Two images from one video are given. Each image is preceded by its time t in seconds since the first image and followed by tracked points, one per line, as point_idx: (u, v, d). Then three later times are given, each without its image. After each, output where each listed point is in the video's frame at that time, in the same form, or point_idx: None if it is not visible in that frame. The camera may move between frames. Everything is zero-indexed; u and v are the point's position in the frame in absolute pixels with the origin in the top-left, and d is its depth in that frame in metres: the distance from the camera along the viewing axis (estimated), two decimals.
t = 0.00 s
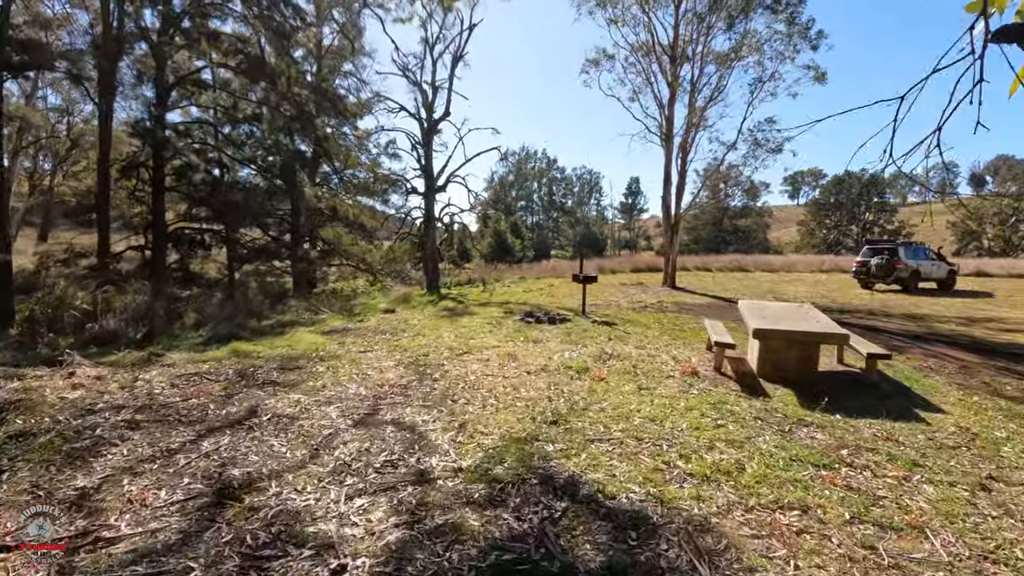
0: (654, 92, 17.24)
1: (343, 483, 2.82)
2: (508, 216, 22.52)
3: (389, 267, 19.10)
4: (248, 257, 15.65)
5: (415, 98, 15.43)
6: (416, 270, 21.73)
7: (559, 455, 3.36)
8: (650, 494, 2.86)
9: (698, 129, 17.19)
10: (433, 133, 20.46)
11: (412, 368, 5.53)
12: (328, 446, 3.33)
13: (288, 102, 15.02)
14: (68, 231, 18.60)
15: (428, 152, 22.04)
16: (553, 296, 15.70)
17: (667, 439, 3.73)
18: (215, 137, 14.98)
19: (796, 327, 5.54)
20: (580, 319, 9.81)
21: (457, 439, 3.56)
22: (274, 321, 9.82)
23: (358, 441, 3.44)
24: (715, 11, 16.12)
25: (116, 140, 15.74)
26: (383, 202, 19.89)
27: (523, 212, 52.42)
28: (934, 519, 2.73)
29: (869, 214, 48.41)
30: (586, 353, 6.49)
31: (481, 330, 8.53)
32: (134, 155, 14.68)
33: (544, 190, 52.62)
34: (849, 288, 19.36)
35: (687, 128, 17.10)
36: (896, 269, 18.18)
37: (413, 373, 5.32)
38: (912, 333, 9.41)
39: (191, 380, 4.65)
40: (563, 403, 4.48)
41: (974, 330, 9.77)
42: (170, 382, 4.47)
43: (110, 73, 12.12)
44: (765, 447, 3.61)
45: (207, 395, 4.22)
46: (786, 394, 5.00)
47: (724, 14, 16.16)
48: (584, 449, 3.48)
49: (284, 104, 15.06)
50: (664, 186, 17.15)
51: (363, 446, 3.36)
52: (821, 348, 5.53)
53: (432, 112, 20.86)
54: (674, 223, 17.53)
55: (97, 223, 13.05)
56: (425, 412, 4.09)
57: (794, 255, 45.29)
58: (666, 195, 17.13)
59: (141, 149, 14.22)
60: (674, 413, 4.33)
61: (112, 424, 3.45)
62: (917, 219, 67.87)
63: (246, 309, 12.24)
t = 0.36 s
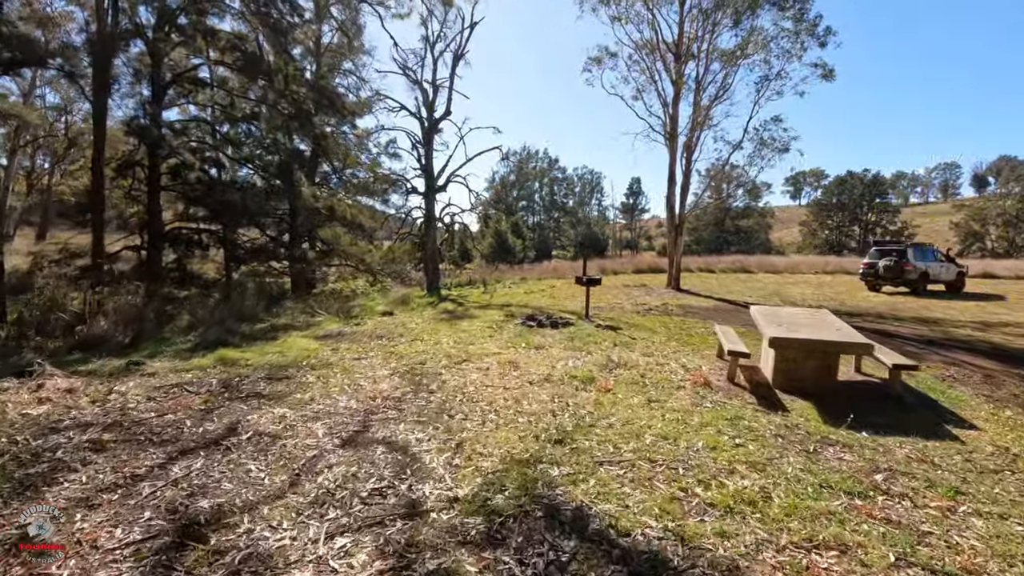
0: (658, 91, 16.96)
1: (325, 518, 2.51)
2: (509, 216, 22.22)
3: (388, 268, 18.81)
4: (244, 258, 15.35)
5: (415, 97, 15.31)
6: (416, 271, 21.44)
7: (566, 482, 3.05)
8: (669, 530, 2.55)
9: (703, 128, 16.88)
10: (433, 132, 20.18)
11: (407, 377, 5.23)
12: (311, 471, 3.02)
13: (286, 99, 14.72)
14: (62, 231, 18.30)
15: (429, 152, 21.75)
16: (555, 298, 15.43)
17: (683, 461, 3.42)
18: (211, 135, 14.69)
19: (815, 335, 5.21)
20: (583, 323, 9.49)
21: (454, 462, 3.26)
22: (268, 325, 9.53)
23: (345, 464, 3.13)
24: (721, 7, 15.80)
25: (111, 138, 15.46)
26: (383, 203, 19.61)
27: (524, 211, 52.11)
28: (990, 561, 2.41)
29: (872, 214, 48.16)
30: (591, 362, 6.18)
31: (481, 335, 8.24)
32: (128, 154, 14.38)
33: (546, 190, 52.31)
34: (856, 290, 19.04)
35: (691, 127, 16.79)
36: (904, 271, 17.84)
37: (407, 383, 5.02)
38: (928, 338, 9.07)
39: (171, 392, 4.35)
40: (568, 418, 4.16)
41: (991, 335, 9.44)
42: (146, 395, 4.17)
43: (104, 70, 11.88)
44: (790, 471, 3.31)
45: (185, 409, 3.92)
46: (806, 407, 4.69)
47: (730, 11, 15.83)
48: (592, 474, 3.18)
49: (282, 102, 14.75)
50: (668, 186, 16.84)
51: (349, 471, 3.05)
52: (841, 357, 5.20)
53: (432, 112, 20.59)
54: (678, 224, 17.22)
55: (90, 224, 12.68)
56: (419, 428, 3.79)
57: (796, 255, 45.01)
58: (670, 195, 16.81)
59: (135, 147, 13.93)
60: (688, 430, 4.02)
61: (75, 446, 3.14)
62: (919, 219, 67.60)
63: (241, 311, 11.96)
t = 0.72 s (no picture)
0: (662, 88, 16.62)
1: (296, 559, 2.18)
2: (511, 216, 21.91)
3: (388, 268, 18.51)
4: (240, 258, 15.03)
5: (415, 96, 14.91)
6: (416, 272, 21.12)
7: (574, 511, 2.71)
8: (692, 572, 2.23)
9: (709, 126, 16.52)
10: (434, 131, 19.90)
11: (401, 386, 4.92)
12: (287, 498, 2.68)
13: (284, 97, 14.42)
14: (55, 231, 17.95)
15: (429, 151, 21.46)
16: (557, 299, 15.17)
17: (702, 485, 3.08)
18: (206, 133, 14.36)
19: (838, 341, 4.86)
20: (587, 326, 9.16)
21: (447, 486, 2.92)
22: (261, 327, 9.23)
23: (325, 490, 2.79)
24: (727, 2, 15.46)
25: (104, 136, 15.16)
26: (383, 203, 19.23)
27: (525, 211, 51.78)
28: None
29: (874, 215, 47.88)
30: (596, 368, 5.85)
31: (481, 338, 7.92)
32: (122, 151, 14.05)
33: (547, 189, 51.98)
34: (864, 291, 18.70)
35: (696, 125, 16.43)
36: (913, 273, 17.48)
37: (402, 392, 4.72)
38: (945, 342, 8.74)
39: (144, 404, 4.01)
40: (574, 433, 3.83)
41: (1010, 338, 9.11)
42: (114, 407, 3.84)
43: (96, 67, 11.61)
44: (822, 495, 2.98)
45: (156, 424, 3.60)
46: (830, 420, 4.34)
47: (736, 6, 15.49)
48: (602, 501, 2.83)
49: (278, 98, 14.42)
50: (672, 185, 16.47)
51: (329, 498, 2.71)
52: (865, 365, 4.86)
53: (432, 110, 20.31)
54: (682, 223, 16.88)
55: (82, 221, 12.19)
56: (412, 445, 3.48)
57: (798, 255, 44.70)
58: (675, 194, 16.46)
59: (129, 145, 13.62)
60: (705, 446, 3.69)
61: (24, 468, 2.81)
62: (920, 219, 67.54)
63: (234, 313, 11.65)
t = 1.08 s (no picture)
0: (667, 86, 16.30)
1: None
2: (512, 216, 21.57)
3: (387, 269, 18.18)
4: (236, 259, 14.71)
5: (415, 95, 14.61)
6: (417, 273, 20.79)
7: (587, 553, 2.36)
8: None
9: (715, 125, 16.12)
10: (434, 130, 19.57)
11: (395, 398, 4.57)
12: (258, 539, 2.33)
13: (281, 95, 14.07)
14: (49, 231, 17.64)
15: (430, 150, 21.14)
16: (560, 300, 14.83)
17: (731, 518, 2.73)
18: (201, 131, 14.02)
19: (866, 351, 4.51)
20: (592, 331, 8.81)
21: (442, 521, 2.58)
22: (254, 331, 8.92)
23: (304, 527, 2.46)
24: None
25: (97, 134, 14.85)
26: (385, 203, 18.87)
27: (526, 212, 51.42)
28: None
29: (878, 215, 47.45)
30: (604, 378, 5.50)
31: (481, 344, 7.58)
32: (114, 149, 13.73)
33: (548, 189, 51.61)
34: (872, 293, 18.33)
35: (702, 123, 16.07)
36: (924, 274, 17.10)
37: (396, 404, 4.39)
38: (965, 347, 8.38)
39: (113, 421, 3.67)
40: (583, 454, 3.48)
41: None
42: (78, 424, 3.51)
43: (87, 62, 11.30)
44: (865, 531, 2.64)
45: (123, 445, 3.26)
46: (861, 438, 4.00)
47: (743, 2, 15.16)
48: (619, 540, 2.48)
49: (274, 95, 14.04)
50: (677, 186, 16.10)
51: (307, 539, 2.37)
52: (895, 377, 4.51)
53: (433, 109, 20.00)
54: (688, 224, 16.53)
55: (73, 220, 11.56)
56: (404, 468, 3.15)
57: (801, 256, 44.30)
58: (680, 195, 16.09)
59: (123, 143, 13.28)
60: (727, 469, 3.36)
61: None
62: (924, 219, 67.03)
63: (228, 315, 11.32)
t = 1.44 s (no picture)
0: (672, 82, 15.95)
1: None
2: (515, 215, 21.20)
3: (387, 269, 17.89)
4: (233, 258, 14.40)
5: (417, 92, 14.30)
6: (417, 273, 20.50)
7: None
8: None
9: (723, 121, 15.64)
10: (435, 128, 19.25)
11: (389, 409, 4.23)
12: None
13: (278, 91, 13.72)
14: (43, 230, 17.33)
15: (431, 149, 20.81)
16: (563, 301, 14.51)
17: (769, 555, 2.38)
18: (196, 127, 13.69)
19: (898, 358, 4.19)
20: (597, 334, 8.46)
21: (439, 560, 2.24)
22: (248, 333, 8.61)
23: (280, 567, 2.13)
24: None
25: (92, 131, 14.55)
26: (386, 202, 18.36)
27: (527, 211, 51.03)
28: None
29: (881, 215, 47.00)
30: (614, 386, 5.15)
31: (482, 347, 7.25)
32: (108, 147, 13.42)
33: (550, 189, 51.21)
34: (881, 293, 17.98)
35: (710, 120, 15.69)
36: (934, 275, 16.75)
37: (389, 416, 4.06)
38: (988, 350, 8.04)
39: (81, 437, 3.35)
40: (597, 474, 3.14)
41: None
42: (38, 442, 3.18)
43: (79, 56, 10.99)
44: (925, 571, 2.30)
45: (86, 465, 2.94)
46: (900, 454, 3.67)
47: None
48: None
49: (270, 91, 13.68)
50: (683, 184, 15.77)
51: None
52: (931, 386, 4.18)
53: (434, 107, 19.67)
54: (694, 223, 16.19)
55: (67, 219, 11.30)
56: (398, 492, 2.82)
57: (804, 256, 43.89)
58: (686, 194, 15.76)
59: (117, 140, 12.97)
60: (757, 491, 3.03)
61: None
62: (927, 219, 66.54)
63: (224, 316, 11.02)
